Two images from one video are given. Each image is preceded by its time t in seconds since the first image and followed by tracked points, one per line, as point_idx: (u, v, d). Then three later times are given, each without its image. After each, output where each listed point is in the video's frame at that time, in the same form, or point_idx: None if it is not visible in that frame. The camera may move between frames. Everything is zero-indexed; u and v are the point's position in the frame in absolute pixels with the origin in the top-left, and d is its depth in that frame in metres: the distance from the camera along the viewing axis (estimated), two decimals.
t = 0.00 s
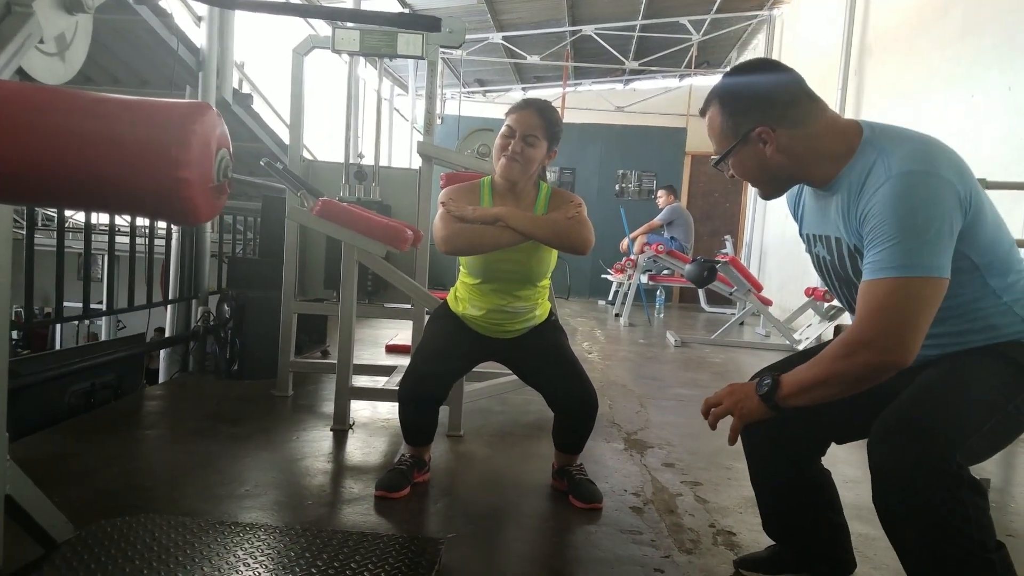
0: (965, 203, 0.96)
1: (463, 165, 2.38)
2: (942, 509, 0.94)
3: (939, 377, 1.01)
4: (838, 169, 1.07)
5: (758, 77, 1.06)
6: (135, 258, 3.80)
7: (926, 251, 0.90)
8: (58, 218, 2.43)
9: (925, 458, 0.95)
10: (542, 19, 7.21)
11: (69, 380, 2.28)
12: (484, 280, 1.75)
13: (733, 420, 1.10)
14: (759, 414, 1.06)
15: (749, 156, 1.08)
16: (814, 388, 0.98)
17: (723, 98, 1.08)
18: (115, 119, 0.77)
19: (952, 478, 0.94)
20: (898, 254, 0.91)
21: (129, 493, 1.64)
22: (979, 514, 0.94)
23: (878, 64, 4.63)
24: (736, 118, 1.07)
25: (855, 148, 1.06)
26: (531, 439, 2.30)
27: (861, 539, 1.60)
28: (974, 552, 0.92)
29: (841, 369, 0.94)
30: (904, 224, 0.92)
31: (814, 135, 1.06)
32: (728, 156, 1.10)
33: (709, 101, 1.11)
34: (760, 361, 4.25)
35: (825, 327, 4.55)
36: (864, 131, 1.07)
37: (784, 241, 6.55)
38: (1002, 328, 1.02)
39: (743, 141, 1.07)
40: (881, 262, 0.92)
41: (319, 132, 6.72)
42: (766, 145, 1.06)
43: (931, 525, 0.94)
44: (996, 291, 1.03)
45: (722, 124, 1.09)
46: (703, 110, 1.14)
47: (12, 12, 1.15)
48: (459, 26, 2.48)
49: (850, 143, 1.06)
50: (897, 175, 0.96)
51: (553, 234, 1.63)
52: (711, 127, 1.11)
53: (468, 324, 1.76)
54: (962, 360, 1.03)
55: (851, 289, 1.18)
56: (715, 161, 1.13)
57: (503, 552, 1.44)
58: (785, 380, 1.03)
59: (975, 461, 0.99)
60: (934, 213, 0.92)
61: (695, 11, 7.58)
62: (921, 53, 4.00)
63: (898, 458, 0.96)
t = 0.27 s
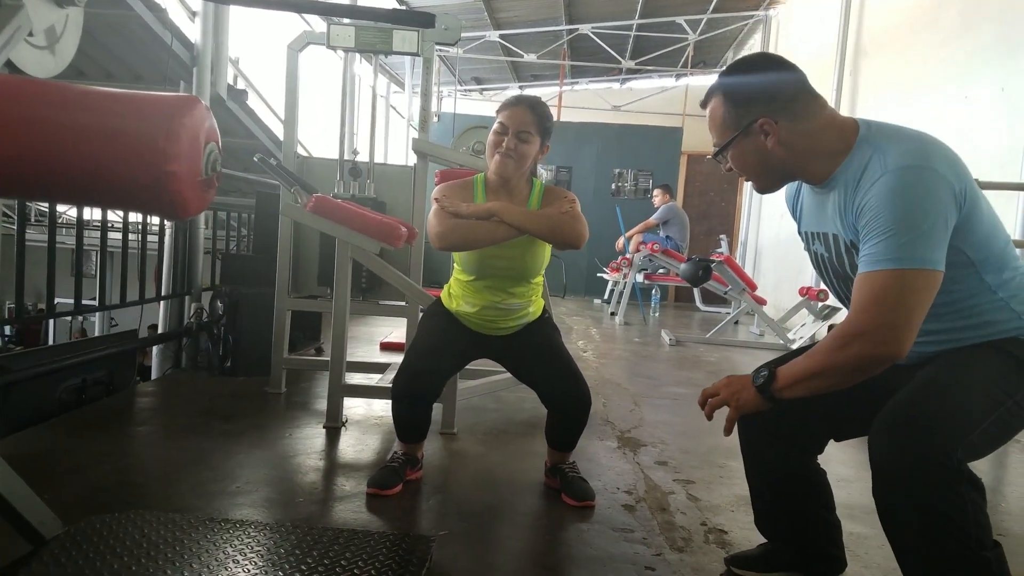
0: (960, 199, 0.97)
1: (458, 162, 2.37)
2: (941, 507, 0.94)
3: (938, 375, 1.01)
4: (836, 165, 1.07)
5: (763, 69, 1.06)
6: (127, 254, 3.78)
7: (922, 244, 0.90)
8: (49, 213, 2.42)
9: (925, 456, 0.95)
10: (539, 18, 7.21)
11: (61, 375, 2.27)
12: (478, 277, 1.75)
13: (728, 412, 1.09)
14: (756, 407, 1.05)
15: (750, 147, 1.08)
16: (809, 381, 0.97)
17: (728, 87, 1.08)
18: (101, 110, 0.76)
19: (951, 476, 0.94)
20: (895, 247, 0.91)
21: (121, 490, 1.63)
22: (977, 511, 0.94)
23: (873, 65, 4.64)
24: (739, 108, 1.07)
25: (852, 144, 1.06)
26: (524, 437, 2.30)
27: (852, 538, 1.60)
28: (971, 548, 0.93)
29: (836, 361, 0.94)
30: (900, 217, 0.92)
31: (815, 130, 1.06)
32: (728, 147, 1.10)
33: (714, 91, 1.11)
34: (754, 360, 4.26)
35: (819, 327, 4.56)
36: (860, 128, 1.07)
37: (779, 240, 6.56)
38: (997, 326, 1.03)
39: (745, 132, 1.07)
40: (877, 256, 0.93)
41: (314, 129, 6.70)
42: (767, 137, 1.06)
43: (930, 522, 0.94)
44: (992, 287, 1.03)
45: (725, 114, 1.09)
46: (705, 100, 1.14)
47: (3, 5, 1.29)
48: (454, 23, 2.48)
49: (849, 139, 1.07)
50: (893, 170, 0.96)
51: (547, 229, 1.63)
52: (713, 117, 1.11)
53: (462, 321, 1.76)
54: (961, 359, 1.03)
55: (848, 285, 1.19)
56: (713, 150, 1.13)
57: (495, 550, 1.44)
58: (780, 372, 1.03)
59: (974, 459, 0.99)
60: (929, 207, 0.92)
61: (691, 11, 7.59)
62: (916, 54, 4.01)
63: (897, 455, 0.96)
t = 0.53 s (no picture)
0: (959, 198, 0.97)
1: (452, 162, 2.37)
2: (933, 511, 0.94)
3: (932, 377, 1.01)
4: (835, 162, 1.08)
5: (781, 54, 1.05)
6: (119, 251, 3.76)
7: (920, 240, 0.90)
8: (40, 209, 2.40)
9: (919, 459, 0.94)
10: (535, 20, 7.21)
11: (51, 372, 2.25)
12: (471, 276, 1.74)
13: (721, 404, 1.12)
14: (751, 399, 1.08)
15: (755, 131, 1.07)
16: (805, 375, 0.98)
17: (746, 66, 1.07)
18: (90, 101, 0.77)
19: (944, 479, 0.94)
20: (893, 241, 0.91)
21: (109, 487, 1.62)
22: (968, 514, 0.94)
23: (867, 70, 4.66)
24: (751, 89, 1.06)
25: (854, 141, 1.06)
26: (516, 437, 2.30)
27: (843, 539, 1.60)
28: (962, 552, 0.93)
29: (833, 355, 0.94)
30: (900, 212, 0.92)
31: (821, 123, 1.06)
32: (734, 126, 1.09)
33: (731, 66, 1.10)
34: (746, 363, 4.27)
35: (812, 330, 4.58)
36: (863, 126, 1.08)
37: (773, 244, 6.58)
38: (991, 327, 1.03)
39: (752, 115, 1.06)
40: (876, 250, 0.93)
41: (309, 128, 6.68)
42: (773, 123, 1.06)
43: (922, 525, 0.94)
44: (986, 287, 1.04)
45: (736, 93, 1.07)
46: (719, 75, 1.13)
47: None
48: (450, 22, 2.48)
49: (852, 136, 1.07)
50: (893, 166, 0.97)
51: (541, 230, 1.63)
52: (724, 93, 1.10)
53: (455, 320, 1.76)
54: (956, 361, 1.03)
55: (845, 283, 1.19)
56: (715, 124, 1.12)
57: (485, 549, 1.44)
58: (777, 366, 1.04)
59: (968, 462, 0.99)
60: (928, 203, 0.92)
61: (687, 14, 7.62)
62: (909, 60, 4.03)
63: (890, 458, 0.96)
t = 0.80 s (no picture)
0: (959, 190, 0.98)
1: (445, 158, 2.37)
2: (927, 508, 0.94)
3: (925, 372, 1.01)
4: (837, 149, 1.09)
5: (798, 34, 1.06)
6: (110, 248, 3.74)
7: (921, 227, 0.91)
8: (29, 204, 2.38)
9: (912, 455, 0.94)
10: (530, 18, 7.21)
11: (40, 368, 2.23)
12: (464, 273, 1.73)
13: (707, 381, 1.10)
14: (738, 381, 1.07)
15: (763, 108, 1.08)
16: (802, 358, 0.96)
17: (764, 42, 1.08)
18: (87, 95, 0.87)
19: (938, 475, 0.94)
20: (895, 227, 0.92)
21: (98, 483, 1.61)
22: (961, 511, 0.95)
23: (861, 70, 4.69)
24: (766, 64, 1.07)
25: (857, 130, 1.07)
26: (508, 435, 2.30)
27: (834, 537, 1.61)
28: (956, 549, 0.93)
29: (830, 340, 0.93)
30: (903, 200, 0.93)
31: (828, 108, 1.07)
32: (743, 99, 1.09)
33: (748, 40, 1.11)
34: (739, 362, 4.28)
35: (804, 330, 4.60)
36: (866, 115, 1.08)
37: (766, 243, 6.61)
38: (986, 322, 1.04)
39: (763, 91, 1.07)
40: (877, 235, 0.93)
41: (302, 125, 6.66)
42: (783, 103, 1.06)
43: (915, 522, 0.95)
44: (981, 281, 1.05)
45: (750, 67, 1.08)
46: (734, 48, 1.13)
47: None
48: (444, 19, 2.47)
49: (856, 125, 1.08)
50: (898, 155, 0.97)
51: (534, 228, 1.62)
52: (738, 66, 1.10)
53: (448, 317, 1.75)
54: (948, 354, 1.03)
55: (839, 272, 1.21)
56: (726, 99, 1.13)
57: (477, 546, 1.43)
58: (770, 351, 1.03)
59: (961, 458, 0.99)
60: (932, 192, 0.92)
61: (681, 14, 7.63)
62: (902, 60, 4.06)
63: (885, 454, 0.96)
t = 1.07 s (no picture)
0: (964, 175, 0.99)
1: (437, 153, 2.35)
2: (923, 501, 0.94)
3: (922, 364, 1.02)
4: (839, 137, 1.09)
5: (805, 19, 1.06)
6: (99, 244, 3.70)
7: (927, 209, 0.91)
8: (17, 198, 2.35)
9: (909, 447, 0.95)
10: (523, 15, 7.19)
11: (30, 364, 2.20)
12: (456, 270, 1.73)
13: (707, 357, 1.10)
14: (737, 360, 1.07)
15: (766, 92, 1.07)
16: (806, 338, 0.96)
17: (772, 25, 1.08)
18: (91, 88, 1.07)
19: (935, 467, 0.94)
20: (900, 208, 0.92)
21: (87, 480, 1.59)
22: (957, 504, 0.95)
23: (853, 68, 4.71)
24: (772, 47, 1.06)
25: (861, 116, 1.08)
26: (502, 431, 2.29)
27: (827, 532, 1.61)
28: (953, 542, 0.94)
29: (832, 318, 0.92)
30: (910, 181, 0.93)
31: (831, 95, 1.08)
32: (746, 83, 1.09)
33: (756, 22, 1.10)
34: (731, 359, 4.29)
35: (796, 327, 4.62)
36: (871, 102, 1.09)
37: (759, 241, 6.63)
38: (984, 314, 1.04)
39: (768, 75, 1.07)
40: (882, 216, 0.93)
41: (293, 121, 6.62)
42: (787, 88, 1.06)
43: (912, 515, 0.95)
44: (980, 271, 1.05)
45: (756, 49, 1.08)
46: (741, 29, 1.13)
47: None
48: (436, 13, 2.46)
49: (859, 112, 1.09)
50: (904, 138, 0.98)
51: (526, 225, 1.62)
52: (742, 49, 1.10)
53: (440, 313, 1.75)
54: (945, 346, 1.04)
55: (836, 261, 1.22)
56: (729, 83, 1.12)
57: (471, 542, 1.43)
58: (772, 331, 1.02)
59: (957, 450, 1.00)
60: (937, 174, 0.93)
61: (674, 12, 7.64)
62: (894, 57, 4.07)
63: (882, 446, 0.96)
